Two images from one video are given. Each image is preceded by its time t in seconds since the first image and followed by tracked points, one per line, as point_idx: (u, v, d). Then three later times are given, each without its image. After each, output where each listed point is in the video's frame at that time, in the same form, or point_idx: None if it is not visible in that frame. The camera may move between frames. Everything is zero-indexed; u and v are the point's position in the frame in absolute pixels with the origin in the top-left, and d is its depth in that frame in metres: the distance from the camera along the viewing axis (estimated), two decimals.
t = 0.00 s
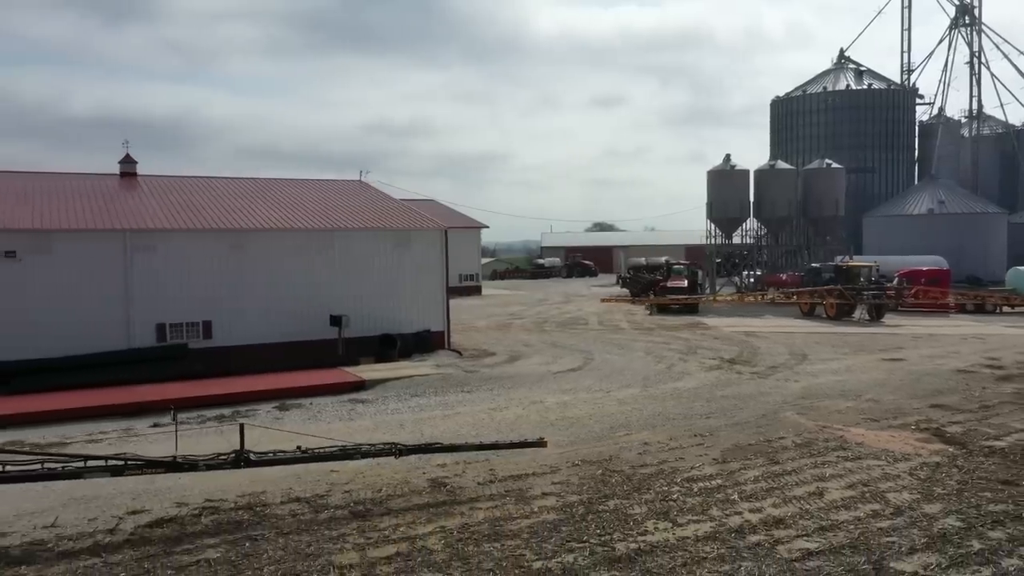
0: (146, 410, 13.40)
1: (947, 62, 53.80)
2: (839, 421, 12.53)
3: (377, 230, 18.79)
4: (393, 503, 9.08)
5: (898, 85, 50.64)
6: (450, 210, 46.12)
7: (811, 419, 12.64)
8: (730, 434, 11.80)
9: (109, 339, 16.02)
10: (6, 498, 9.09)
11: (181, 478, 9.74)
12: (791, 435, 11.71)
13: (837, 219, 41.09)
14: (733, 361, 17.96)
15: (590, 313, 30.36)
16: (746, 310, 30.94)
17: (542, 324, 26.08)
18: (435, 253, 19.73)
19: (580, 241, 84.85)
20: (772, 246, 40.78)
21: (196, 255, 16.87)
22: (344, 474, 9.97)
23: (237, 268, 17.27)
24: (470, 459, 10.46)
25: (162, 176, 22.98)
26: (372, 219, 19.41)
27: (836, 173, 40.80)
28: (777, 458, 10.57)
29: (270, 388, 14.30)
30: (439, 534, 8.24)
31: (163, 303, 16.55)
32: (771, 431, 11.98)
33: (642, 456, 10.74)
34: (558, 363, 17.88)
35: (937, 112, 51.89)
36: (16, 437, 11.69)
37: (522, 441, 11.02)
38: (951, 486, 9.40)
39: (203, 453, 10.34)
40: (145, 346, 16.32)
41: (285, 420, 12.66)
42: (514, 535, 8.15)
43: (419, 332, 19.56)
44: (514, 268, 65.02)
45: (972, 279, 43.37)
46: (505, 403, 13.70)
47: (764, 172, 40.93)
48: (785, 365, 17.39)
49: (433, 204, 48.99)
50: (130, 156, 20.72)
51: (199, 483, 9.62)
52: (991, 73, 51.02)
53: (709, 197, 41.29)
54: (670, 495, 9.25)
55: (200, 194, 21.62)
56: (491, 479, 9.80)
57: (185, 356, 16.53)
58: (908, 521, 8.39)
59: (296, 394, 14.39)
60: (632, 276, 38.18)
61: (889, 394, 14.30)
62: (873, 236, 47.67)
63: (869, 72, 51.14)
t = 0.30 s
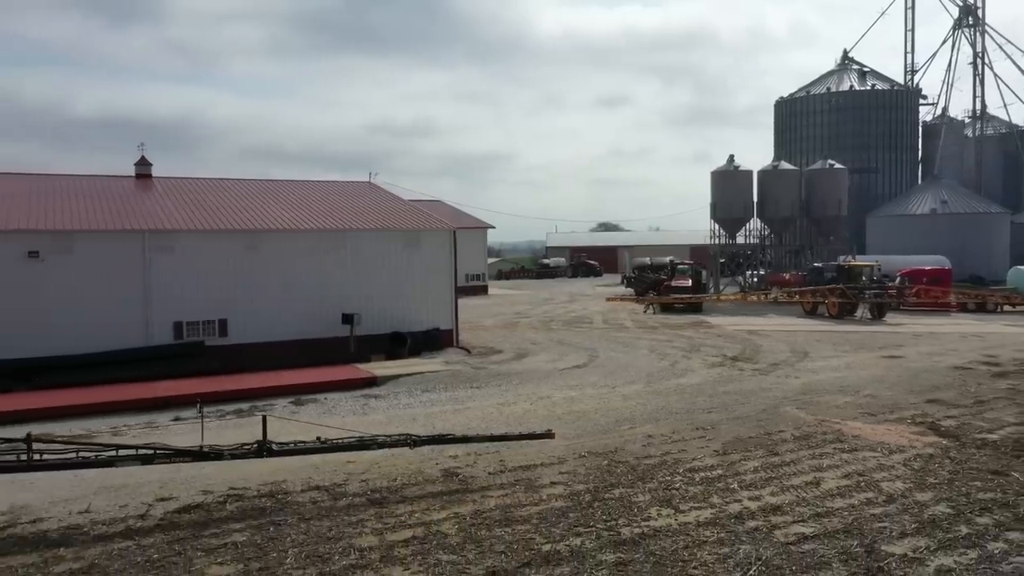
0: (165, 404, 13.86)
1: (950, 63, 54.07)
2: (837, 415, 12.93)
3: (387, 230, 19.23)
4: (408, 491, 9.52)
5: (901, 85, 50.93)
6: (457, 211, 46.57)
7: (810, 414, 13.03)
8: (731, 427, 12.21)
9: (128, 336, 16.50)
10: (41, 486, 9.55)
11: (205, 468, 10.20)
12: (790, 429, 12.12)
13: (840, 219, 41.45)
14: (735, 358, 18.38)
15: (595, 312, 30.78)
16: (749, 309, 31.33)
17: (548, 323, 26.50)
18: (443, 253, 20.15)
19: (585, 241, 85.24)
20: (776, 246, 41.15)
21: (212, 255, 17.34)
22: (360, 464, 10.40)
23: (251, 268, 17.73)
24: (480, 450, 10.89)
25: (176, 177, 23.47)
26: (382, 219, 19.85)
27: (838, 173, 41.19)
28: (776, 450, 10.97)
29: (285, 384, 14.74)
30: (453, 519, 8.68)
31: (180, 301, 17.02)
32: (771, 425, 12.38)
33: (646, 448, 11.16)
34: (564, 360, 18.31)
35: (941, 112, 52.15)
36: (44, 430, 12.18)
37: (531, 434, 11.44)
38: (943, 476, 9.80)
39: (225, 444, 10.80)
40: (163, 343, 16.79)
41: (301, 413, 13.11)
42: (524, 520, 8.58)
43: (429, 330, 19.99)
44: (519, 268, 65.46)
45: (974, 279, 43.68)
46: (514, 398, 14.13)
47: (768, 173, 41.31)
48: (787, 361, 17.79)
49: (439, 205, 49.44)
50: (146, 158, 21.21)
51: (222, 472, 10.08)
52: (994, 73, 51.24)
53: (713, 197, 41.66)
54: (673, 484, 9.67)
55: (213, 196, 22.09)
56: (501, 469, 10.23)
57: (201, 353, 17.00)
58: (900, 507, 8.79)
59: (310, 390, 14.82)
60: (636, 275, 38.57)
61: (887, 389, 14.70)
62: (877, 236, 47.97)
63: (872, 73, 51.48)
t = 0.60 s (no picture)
0: (186, 399, 14.36)
1: (953, 64, 54.34)
2: (836, 409, 13.38)
3: (398, 231, 19.71)
4: (424, 479, 9.99)
5: (904, 86, 51.26)
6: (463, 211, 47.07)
7: (810, 408, 13.47)
8: (733, 421, 12.67)
9: (148, 334, 17.02)
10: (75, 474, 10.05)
11: (230, 457, 10.68)
12: (790, 422, 12.57)
13: (843, 219, 41.76)
14: (738, 356, 18.82)
15: (601, 311, 31.23)
16: (753, 308, 31.74)
17: (554, 321, 26.96)
18: (453, 253, 20.63)
19: (590, 241, 85.71)
20: (779, 246, 41.56)
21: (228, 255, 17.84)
22: (377, 455, 10.87)
23: (267, 268, 18.24)
24: (492, 442, 11.35)
25: (191, 180, 24.00)
26: (393, 220, 20.35)
27: (841, 174, 41.58)
28: (776, 442, 11.42)
29: (301, 379, 15.21)
30: (468, 505, 9.16)
31: (198, 300, 17.52)
32: (771, 419, 12.83)
33: (651, 440, 11.62)
34: (571, 357, 18.78)
35: (944, 113, 52.46)
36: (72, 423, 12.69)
37: (540, 427, 11.90)
38: (936, 466, 10.23)
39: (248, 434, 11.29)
40: (182, 341, 17.30)
41: (318, 407, 13.59)
42: (536, 506, 9.05)
43: (439, 328, 20.46)
44: (524, 268, 65.99)
45: (976, 279, 44.02)
46: (523, 393, 14.60)
47: (771, 173, 41.71)
48: (788, 359, 18.24)
49: (446, 206, 49.92)
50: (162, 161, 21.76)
51: (246, 462, 10.56)
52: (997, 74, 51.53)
53: (717, 198, 42.07)
54: (676, 473, 10.12)
55: (228, 197, 22.61)
56: (512, 459, 10.68)
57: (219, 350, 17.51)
58: (894, 495, 9.23)
59: (325, 385, 15.28)
60: (641, 275, 39.01)
61: (886, 385, 15.14)
62: (879, 236, 48.33)
63: (875, 74, 51.78)
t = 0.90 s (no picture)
0: (208, 393, 14.87)
1: (957, 65, 54.62)
2: (836, 404, 13.87)
3: (410, 231, 20.23)
4: (441, 467, 10.51)
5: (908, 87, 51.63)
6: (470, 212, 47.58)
7: (810, 402, 13.94)
8: (736, 415, 13.16)
9: (169, 332, 17.56)
10: (110, 463, 10.59)
11: (255, 447, 11.22)
12: (791, 416, 13.06)
13: (846, 220, 42.14)
14: (742, 353, 19.31)
15: (606, 310, 31.72)
16: (756, 307, 32.22)
17: (561, 320, 27.48)
18: (463, 253, 21.14)
19: (595, 242, 86.17)
20: (782, 246, 42.02)
21: (246, 255, 18.38)
22: (395, 445, 11.39)
23: (283, 268, 18.78)
24: (505, 433, 11.87)
25: (206, 181, 24.57)
26: (405, 220, 20.87)
27: (843, 175, 41.95)
28: (777, 434, 11.91)
29: (318, 374, 15.73)
30: (484, 491, 9.67)
31: (217, 299, 18.06)
32: (773, 412, 13.32)
33: (657, 432, 12.12)
34: (578, 354, 19.29)
35: (947, 114, 52.85)
36: (102, 415, 13.24)
37: (551, 419, 12.41)
38: (929, 455, 10.72)
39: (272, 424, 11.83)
40: (201, 338, 17.84)
41: (336, 400, 14.12)
42: (548, 492, 9.56)
43: (449, 327, 20.98)
44: (530, 268, 66.46)
45: (979, 279, 44.42)
46: (533, 388, 15.12)
47: (774, 174, 42.14)
48: (790, 356, 18.72)
49: (452, 206, 50.43)
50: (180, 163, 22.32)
51: (271, 451, 11.09)
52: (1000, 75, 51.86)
53: (721, 199, 42.50)
54: (681, 462, 10.63)
55: (243, 199, 23.16)
56: (524, 450, 11.20)
57: (237, 347, 18.06)
58: (888, 482, 9.72)
59: (342, 380, 15.79)
60: (646, 275, 39.50)
61: (884, 381, 15.62)
62: (883, 236, 48.70)
63: (879, 75, 52.16)
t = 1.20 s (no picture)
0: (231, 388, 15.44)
1: (960, 65, 55.00)
2: (836, 397, 14.40)
3: (422, 232, 20.78)
4: (459, 456, 11.06)
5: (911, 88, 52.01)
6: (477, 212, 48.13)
7: (812, 396, 14.45)
8: (739, 408, 13.69)
9: (191, 329, 18.15)
10: (146, 451, 11.17)
11: (281, 437, 11.79)
12: (793, 409, 13.59)
13: (848, 220, 42.67)
14: (746, 349, 19.83)
15: (613, 308, 32.26)
16: (760, 306, 32.73)
17: (568, 318, 28.01)
18: (474, 253, 21.69)
19: (600, 242, 86.65)
20: (787, 247, 42.46)
21: (264, 255, 18.96)
22: (414, 435, 11.94)
23: (300, 267, 19.35)
24: (518, 424, 12.42)
25: (223, 183, 25.17)
26: (417, 221, 21.43)
27: (846, 175, 42.41)
28: (779, 425, 12.45)
29: (337, 370, 16.27)
30: (500, 478, 10.22)
31: (236, 297, 18.65)
32: (775, 406, 13.85)
33: (664, 423, 12.66)
34: (586, 351, 19.84)
35: (950, 114, 53.23)
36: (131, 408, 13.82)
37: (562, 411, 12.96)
38: (924, 444, 11.24)
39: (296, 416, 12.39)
40: (221, 335, 18.43)
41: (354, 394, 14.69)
42: (561, 479, 10.10)
43: (460, 324, 21.53)
44: (536, 268, 66.98)
45: (981, 278, 44.85)
46: (543, 383, 15.67)
47: (778, 175, 42.59)
48: (793, 352, 19.24)
49: (460, 207, 50.99)
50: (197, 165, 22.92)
51: (296, 440, 11.66)
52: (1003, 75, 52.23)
53: (726, 199, 42.96)
54: (687, 451, 11.16)
55: (259, 200, 23.75)
56: (537, 440, 11.74)
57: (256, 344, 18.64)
58: (884, 469, 10.24)
59: (359, 376, 16.33)
60: (651, 275, 40.01)
61: (884, 376, 16.13)
62: (886, 236, 49.12)
63: (882, 76, 52.55)
